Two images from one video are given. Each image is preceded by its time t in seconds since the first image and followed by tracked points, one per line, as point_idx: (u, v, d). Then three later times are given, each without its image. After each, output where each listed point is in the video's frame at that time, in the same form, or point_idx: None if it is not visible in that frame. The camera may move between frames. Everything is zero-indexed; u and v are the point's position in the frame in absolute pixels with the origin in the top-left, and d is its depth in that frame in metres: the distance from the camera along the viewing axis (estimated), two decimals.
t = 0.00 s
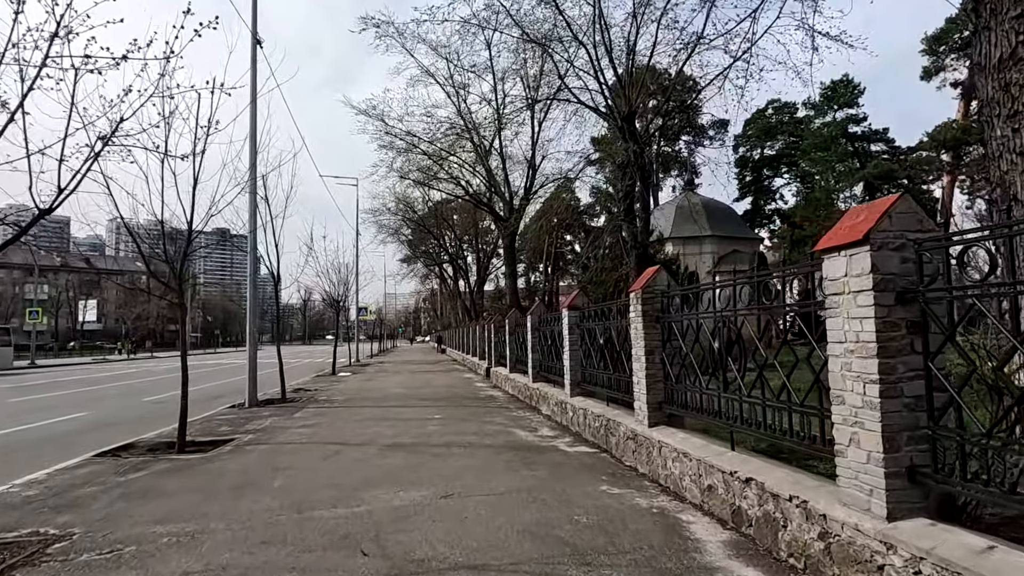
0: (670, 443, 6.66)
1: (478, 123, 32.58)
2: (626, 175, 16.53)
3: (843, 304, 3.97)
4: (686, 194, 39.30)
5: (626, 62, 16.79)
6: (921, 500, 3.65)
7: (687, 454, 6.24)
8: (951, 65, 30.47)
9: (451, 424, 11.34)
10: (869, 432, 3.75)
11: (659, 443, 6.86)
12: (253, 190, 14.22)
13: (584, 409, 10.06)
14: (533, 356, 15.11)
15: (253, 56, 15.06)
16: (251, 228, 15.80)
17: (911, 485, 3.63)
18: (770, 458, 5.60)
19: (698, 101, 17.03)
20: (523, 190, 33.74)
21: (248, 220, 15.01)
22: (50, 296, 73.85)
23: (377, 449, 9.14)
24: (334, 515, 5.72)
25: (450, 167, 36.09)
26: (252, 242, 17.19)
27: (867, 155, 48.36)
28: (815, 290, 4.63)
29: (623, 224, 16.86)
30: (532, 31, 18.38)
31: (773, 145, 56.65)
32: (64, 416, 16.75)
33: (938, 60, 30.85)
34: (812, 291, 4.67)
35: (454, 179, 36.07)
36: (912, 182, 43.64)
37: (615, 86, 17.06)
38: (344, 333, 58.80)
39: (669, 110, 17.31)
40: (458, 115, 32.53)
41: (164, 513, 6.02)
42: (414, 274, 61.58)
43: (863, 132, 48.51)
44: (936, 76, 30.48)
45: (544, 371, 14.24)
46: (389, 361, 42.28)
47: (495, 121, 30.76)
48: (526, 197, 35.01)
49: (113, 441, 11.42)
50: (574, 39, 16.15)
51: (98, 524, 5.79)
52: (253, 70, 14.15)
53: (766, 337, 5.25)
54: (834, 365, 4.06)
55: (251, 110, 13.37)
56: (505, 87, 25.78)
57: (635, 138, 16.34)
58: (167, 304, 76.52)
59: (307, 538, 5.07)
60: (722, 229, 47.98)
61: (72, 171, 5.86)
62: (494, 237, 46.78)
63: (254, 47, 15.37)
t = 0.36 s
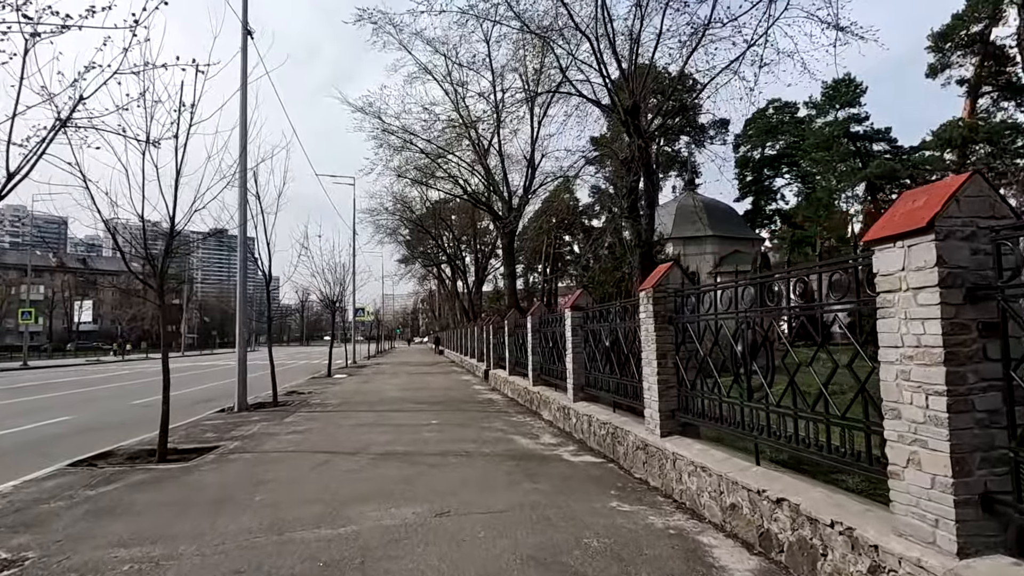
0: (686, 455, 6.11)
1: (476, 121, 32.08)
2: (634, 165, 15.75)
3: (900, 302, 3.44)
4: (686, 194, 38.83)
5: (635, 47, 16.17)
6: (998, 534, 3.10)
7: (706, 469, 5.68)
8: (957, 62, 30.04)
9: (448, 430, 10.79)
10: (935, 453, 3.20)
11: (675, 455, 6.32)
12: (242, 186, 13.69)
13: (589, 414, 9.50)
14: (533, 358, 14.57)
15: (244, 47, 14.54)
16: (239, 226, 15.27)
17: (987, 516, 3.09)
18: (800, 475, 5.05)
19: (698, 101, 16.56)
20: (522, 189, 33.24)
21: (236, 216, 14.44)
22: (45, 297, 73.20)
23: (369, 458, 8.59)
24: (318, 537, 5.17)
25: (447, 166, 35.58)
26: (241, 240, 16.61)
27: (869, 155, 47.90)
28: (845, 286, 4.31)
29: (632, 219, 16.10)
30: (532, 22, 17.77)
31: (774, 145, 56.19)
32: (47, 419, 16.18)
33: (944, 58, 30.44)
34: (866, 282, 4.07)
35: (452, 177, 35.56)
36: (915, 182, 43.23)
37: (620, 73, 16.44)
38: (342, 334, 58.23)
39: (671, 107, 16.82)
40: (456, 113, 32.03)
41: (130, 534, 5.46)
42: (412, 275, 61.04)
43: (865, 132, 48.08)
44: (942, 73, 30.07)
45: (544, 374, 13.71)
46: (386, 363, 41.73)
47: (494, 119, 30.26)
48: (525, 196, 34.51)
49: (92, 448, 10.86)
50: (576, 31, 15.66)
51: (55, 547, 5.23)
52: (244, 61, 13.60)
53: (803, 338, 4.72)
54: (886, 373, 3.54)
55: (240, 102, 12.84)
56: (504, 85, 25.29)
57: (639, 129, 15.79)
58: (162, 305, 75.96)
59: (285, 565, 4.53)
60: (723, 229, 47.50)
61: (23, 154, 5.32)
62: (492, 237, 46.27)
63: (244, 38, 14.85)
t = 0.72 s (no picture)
0: (718, 467, 5.56)
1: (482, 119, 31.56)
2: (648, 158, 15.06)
3: (998, 296, 2.89)
4: (696, 193, 38.18)
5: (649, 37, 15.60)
6: None
7: (741, 483, 5.13)
8: (975, 57, 29.37)
9: (455, 436, 10.27)
10: None
11: (705, 466, 5.77)
12: (242, 180, 13.21)
13: (605, 420, 8.95)
14: (543, 361, 14.00)
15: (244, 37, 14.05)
16: (240, 223, 14.82)
17: None
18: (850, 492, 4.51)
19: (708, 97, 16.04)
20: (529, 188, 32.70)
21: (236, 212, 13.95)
22: (50, 298, 73.10)
23: (372, 467, 8.07)
24: (314, 560, 4.65)
25: (453, 164, 35.07)
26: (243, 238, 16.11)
27: (881, 153, 47.18)
28: (847, 287, 4.35)
29: (646, 217, 15.42)
30: (543, 12, 17.18)
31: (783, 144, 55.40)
32: (44, 422, 15.77)
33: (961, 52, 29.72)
34: (946, 277, 3.58)
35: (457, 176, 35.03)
36: (930, 181, 42.47)
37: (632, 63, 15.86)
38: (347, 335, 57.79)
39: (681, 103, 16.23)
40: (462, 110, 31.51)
41: (106, 555, 4.94)
42: (418, 276, 60.59)
43: (878, 129, 47.33)
44: (960, 69, 29.37)
45: (555, 376, 13.17)
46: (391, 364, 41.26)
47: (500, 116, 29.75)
48: (532, 195, 33.93)
49: (82, 454, 10.37)
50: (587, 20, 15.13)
51: (21, 569, 4.72)
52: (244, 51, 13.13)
53: (863, 338, 4.21)
54: (977, 382, 3.00)
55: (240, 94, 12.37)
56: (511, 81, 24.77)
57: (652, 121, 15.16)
58: (167, 306, 75.78)
59: None
60: (733, 229, 46.83)
61: None
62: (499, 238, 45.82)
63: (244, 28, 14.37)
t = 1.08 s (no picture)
0: (755, 487, 5.03)
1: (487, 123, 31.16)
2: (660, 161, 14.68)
3: None
4: (703, 198, 37.69)
5: (660, 34, 15.07)
6: None
7: (784, 507, 4.60)
8: (989, 58, 28.83)
9: (462, 448, 9.74)
10: None
11: (738, 487, 5.23)
12: (240, 181, 12.77)
13: (622, 432, 8.38)
14: (552, 369, 13.49)
15: (244, 35, 13.63)
16: (239, 225, 14.40)
17: None
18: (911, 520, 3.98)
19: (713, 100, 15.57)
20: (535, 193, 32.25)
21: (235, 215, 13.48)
22: (54, 305, 73.00)
23: (374, 482, 7.55)
24: None
25: (458, 169, 34.69)
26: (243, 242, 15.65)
27: (890, 157, 46.57)
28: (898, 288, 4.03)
29: (657, 221, 14.91)
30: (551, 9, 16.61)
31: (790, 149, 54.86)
32: (38, 431, 15.29)
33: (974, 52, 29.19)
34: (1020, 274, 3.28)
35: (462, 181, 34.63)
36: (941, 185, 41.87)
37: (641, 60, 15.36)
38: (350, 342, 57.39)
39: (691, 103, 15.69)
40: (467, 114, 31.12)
41: None
42: (422, 282, 60.21)
43: (887, 134, 46.73)
44: (973, 70, 28.85)
45: (565, 385, 12.65)
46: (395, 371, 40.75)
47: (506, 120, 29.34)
48: (538, 200, 33.47)
49: (70, 467, 9.88)
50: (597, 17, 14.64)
51: None
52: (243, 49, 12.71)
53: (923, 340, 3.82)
54: None
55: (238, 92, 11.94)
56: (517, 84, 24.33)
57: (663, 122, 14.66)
58: (172, 314, 75.63)
59: None
60: (740, 234, 46.32)
61: None
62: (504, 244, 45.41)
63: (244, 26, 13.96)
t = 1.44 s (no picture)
0: (791, 507, 4.48)
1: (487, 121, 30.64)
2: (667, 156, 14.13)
3: None
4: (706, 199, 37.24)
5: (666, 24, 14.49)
6: None
7: (828, 531, 4.05)
8: (997, 55, 28.40)
9: (460, 456, 9.18)
10: None
11: (772, 506, 4.68)
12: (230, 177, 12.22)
13: (633, 439, 7.83)
14: (555, 372, 12.95)
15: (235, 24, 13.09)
16: (228, 222, 13.85)
17: None
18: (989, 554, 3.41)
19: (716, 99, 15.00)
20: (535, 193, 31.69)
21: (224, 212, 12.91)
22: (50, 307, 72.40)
23: (366, 495, 7.01)
24: None
25: (457, 168, 34.17)
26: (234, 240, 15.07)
27: (894, 157, 46.10)
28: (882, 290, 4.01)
29: (663, 217, 14.16)
30: None
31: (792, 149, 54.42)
32: (22, 436, 14.74)
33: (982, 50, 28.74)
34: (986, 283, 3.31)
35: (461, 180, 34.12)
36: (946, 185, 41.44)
37: (647, 51, 14.75)
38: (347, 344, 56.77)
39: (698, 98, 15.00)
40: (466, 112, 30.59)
41: None
42: (420, 284, 59.67)
43: (890, 134, 46.25)
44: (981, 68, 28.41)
45: (569, 389, 12.11)
46: (393, 373, 40.17)
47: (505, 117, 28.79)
48: (539, 200, 32.96)
49: (45, 476, 9.31)
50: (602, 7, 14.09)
51: None
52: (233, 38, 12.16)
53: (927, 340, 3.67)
54: None
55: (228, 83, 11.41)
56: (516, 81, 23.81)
57: (672, 114, 14.03)
58: (169, 315, 75.08)
59: None
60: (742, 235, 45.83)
61: None
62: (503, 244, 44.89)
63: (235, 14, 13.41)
